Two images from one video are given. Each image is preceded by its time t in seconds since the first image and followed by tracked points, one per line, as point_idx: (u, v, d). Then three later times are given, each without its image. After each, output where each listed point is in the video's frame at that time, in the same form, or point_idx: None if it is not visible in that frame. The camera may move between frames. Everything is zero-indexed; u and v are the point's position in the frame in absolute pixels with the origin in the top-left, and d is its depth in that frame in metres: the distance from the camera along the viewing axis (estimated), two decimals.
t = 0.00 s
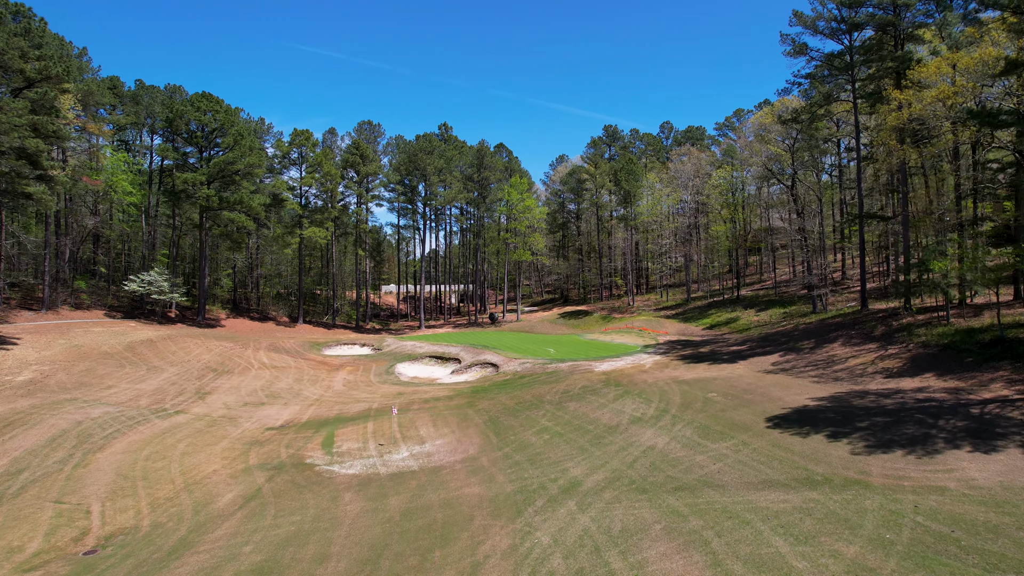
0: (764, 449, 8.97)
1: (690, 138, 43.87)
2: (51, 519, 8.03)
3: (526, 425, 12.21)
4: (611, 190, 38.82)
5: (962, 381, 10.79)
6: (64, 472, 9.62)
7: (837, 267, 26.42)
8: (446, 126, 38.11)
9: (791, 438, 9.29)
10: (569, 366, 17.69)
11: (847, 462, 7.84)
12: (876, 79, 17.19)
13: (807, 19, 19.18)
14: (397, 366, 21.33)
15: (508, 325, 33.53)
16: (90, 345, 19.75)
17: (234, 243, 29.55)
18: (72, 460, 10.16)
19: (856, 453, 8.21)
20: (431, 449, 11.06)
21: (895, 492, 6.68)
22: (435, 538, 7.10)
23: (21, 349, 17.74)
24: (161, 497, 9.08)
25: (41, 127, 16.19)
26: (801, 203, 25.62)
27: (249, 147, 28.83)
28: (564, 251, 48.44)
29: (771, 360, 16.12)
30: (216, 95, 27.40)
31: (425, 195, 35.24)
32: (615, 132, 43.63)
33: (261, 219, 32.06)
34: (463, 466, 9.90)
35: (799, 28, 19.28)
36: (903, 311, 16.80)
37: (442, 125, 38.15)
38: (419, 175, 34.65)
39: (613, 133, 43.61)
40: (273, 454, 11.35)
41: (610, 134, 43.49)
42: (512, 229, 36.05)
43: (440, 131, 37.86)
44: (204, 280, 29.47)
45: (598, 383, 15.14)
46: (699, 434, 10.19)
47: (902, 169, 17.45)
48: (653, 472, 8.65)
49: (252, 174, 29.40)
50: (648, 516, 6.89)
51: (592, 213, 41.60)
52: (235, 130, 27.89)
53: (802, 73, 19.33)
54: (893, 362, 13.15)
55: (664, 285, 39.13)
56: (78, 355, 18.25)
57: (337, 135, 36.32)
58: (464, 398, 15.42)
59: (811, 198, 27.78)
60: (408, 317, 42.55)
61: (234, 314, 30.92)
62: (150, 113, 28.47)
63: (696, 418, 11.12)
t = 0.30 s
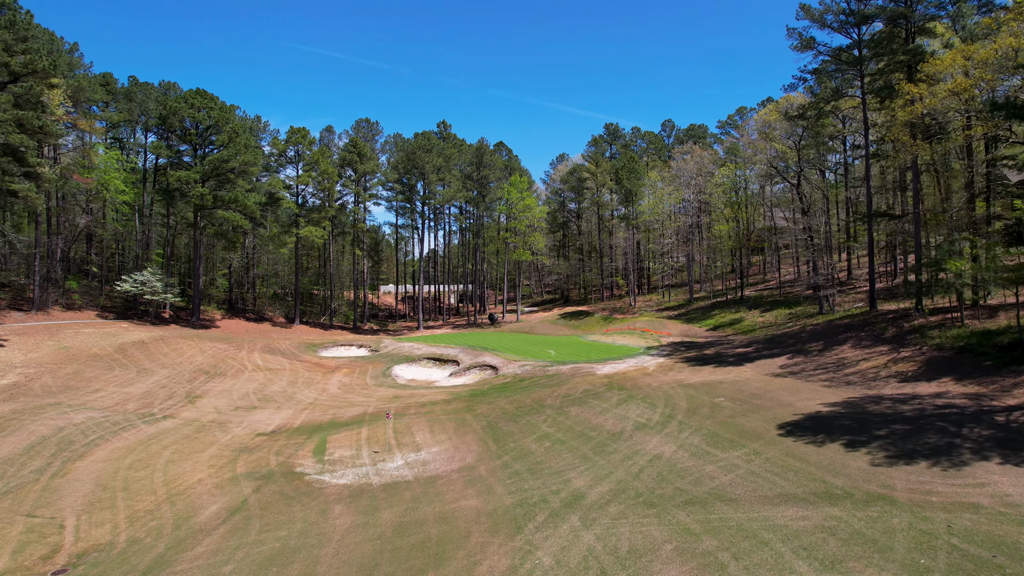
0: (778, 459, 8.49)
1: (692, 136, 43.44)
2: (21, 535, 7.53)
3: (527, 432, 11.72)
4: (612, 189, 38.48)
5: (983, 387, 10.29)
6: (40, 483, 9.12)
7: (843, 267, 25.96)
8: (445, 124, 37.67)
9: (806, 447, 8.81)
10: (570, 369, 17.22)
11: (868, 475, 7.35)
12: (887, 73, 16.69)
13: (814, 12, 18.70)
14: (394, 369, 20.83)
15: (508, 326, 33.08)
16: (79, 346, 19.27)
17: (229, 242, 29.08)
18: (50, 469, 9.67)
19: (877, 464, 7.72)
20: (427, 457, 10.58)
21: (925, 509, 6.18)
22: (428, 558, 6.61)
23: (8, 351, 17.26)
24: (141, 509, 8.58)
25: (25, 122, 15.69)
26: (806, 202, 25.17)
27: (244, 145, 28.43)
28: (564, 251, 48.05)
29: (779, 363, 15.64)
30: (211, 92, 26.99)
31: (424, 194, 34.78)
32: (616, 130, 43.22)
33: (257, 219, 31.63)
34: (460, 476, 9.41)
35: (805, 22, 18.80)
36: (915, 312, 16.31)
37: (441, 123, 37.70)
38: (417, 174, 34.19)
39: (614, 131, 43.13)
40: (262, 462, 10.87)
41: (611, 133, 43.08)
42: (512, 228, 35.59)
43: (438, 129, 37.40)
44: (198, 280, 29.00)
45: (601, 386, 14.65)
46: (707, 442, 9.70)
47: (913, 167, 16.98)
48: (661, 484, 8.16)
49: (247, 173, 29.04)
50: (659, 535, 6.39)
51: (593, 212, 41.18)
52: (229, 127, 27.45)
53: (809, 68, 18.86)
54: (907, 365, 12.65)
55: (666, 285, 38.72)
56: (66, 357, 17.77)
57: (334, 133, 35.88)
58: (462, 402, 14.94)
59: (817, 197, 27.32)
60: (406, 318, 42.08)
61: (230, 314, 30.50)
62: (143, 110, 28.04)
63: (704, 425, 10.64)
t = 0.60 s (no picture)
0: (794, 470, 7.99)
1: (694, 134, 42.96)
2: None
3: (527, 439, 11.23)
4: (613, 187, 38.06)
5: (1006, 393, 9.78)
6: (12, 494, 8.63)
7: (849, 267, 25.52)
8: (444, 122, 37.21)
9: (823, 457, 8.30)
10: (571, 371, 16.75)
11: (893, 489, 6.85)
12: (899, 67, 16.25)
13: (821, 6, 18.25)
14: (391, 371, 20.34)
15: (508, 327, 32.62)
16: (68, 348, 18.78)
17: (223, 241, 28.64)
18: (25, 479, 9.19)
19: (901, 477, 7.22)
20: (422, 467, 10.10)
21: (960, 529, 5.68)
22: None
23: None
24: (118, 523, 8.09)
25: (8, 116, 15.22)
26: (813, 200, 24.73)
27: (239, 142, 28.06)
28: (564, 250, 47.62)
29: (787, 366, 15.14)
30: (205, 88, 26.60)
31: (422, 193, 34.32)
32: (617, 129, 42.79)
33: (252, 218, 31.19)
34: (456, 487, 8.92)
35: (812, 15, 18.34)
36: (928, 313, 15.81)
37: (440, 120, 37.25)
38: (415, 172, 33.71)
39: (615, 130, 42.66)
40: (249, 471, 10.37)
41: (612, 131, 42.65)
42: (512, 227, 35.14)
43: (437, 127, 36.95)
44: (192, 281, 28.53)
45: (603, 390, 14.16)
46: (717, 452, 9.21)
47: (925, 163, 16.62)
48: (670, 498, 7.68)
49: (243, 171, 28.72)
50: (671, 558, 5.90)
51: (594, 211, 40.73)
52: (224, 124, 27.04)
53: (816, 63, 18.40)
54: (922, 369, 12.15)
55: (668, 285, 38.25)
56: (54, 359, 17.30)
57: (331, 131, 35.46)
58: (460, 406, 14.45)
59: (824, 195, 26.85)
60: (405, 318, 41.60)
61: (225, 315, 30.07)
62: (137, 108, 27.64)
63: (713, 432, 10.15)
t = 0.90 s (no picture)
0: (811, 483, 7.50)
1: (696, 132, 42.49)
2: None
3: (528, 446, 10.72)
4: (614, 186, 37.65)
5: None
6: None
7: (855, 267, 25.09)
8: (443, 120, 36.79)
9: (842, 469, 7.80)
10: (573, 374, 16.28)
11: (922, 505, 6.35)
12: (911, 60, 15.80)
13: None
14: (388, 374, 19.88)
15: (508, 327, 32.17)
16: (56, 350, 18.30)
17: (218, 241, 28.22)
18: None
19: (930, 492, 6.71)
20: (417, 477, 9.62)
21: (1002, 553, 5.17)
22: None
23: None
24: (92, 538, 7.58)
25: None
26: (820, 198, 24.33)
27: (234, 140, 27.67)
28: (564, 250, 47.21)
29: (796, 369, 14.64)
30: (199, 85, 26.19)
31: (421, 192, 33.86)
32: (619, 127, 42.37)
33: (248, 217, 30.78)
34: (453, 501, 8.41)
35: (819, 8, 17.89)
36: (941, 314, 15.31)
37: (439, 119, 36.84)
38: (414, 171, 33.23)
39: (616, 128, 42.20)
40: (236, 481, 9.85)
41: (613, 129, 42.21)
42: (511, 226, 34.69)
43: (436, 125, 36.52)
44: (187, 281, 28.09)
45: (606, 395, 13.68)
46: (728, 462, 8.72)
47: (937, 160, 16.20)
48: (680, 514, 7.20)
49: (238, 170, 28.31)
50: None
51: (595, 210, 40.28)
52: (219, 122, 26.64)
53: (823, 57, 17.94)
54: (939, 374, 11.65)
55: (670, 285, 37.81)
56: (41, 362, 16.81)
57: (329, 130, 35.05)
58: (458, 411, 13.95)
59: (830, 194, 26.40)
60: (403, 319, 41.19)
61: (220, 316, 29.62)
62: (129, 105, 27.21)
63: (722, 441, 9.68)
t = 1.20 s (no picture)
0: (832, 497, 7.01)
1: (698, 130, 42.03)
2: None
3: (529, 454, 10.24)
4: (615, 185, 37.21)
5: None
6: None
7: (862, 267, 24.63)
8: (442, 117, 36.36)
9: (864, 481, 7.32)
10: (575, 377, 15.81)
11: (957, 523, 5.86)
12: (923, 52, 15.35)
13: None
14: (385, 376, 19.40)
15: (508, 328, 31.71)
16: (44, 352, 17.82)
17: (213, 240, 27.78)
18: None
19: (963, 508, 6.22)
20: (412, 487, 9.16)
21: None
22: None
23: None
24: (63, 555, 7.08)
25: None
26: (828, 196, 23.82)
27: (228, 137, 27.24)
28: (565, 249, 46.79)
29: (806, 372, 14.16)
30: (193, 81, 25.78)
31: (420, 190, 33.39)
32: (620, 124, 41.93)
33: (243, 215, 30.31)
34: (450, 514, 7.94)
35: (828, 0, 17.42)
36: (955, 314, 14.82)
37: (438, 116, 36.40)
38: (413, 169, 32.78)
39: (617, 126, 41.69)
40: (222, 491, 9.36)
41: (615, 127, 41.75)
42: (511, 225, 34.23)
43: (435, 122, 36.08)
44: (181, 280, 27.63)
45: (610, 399, 13.20)
46: (741, 473, 8.24)
47: (951, 156, 15.77)
48: (692, 531, 6.71)
49: (234, 167, 27.90)
50: None
51: (596, 209, 39.83)
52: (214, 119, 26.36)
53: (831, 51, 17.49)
54: (957, 377, 11.17)
55: (673, 285, 37.35)
56: (26, 364, 16.33)
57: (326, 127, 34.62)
58: (456, 415, 13.47)
59: (837, 191, 25.93)
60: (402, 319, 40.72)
61: (215, 316, 29.17)
62: (123, 102, 26.76)
63: (733, 449, 9.20)
